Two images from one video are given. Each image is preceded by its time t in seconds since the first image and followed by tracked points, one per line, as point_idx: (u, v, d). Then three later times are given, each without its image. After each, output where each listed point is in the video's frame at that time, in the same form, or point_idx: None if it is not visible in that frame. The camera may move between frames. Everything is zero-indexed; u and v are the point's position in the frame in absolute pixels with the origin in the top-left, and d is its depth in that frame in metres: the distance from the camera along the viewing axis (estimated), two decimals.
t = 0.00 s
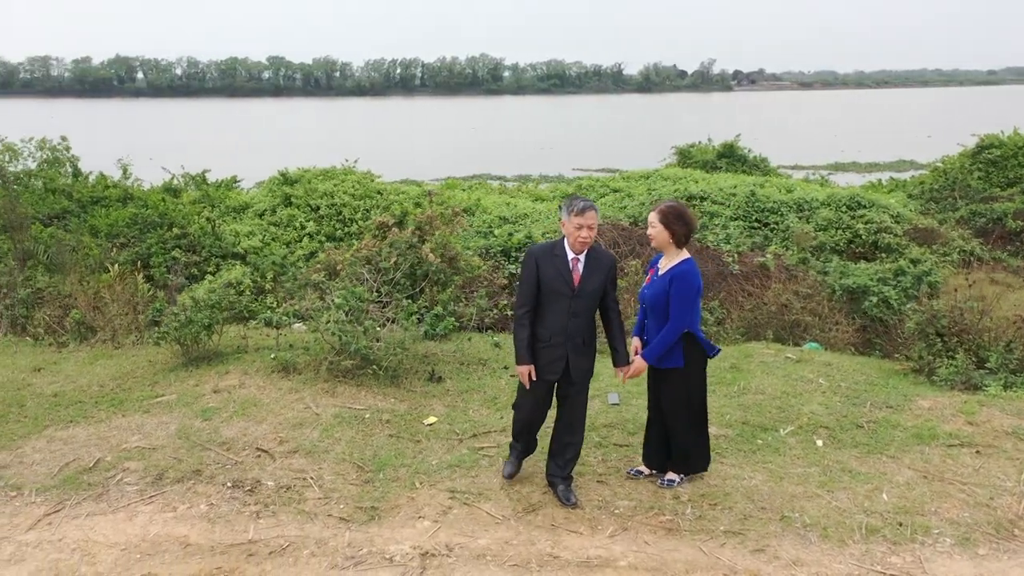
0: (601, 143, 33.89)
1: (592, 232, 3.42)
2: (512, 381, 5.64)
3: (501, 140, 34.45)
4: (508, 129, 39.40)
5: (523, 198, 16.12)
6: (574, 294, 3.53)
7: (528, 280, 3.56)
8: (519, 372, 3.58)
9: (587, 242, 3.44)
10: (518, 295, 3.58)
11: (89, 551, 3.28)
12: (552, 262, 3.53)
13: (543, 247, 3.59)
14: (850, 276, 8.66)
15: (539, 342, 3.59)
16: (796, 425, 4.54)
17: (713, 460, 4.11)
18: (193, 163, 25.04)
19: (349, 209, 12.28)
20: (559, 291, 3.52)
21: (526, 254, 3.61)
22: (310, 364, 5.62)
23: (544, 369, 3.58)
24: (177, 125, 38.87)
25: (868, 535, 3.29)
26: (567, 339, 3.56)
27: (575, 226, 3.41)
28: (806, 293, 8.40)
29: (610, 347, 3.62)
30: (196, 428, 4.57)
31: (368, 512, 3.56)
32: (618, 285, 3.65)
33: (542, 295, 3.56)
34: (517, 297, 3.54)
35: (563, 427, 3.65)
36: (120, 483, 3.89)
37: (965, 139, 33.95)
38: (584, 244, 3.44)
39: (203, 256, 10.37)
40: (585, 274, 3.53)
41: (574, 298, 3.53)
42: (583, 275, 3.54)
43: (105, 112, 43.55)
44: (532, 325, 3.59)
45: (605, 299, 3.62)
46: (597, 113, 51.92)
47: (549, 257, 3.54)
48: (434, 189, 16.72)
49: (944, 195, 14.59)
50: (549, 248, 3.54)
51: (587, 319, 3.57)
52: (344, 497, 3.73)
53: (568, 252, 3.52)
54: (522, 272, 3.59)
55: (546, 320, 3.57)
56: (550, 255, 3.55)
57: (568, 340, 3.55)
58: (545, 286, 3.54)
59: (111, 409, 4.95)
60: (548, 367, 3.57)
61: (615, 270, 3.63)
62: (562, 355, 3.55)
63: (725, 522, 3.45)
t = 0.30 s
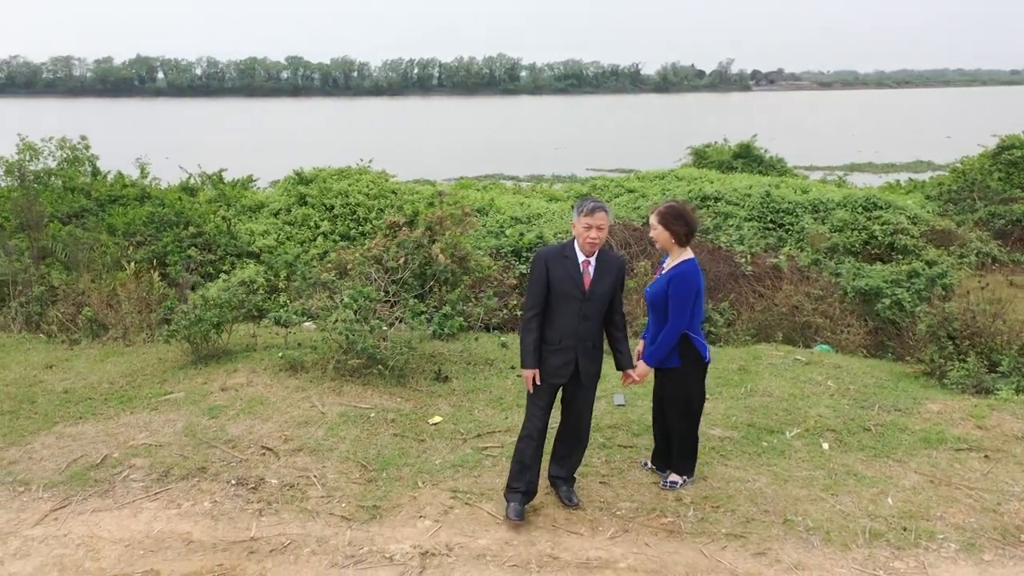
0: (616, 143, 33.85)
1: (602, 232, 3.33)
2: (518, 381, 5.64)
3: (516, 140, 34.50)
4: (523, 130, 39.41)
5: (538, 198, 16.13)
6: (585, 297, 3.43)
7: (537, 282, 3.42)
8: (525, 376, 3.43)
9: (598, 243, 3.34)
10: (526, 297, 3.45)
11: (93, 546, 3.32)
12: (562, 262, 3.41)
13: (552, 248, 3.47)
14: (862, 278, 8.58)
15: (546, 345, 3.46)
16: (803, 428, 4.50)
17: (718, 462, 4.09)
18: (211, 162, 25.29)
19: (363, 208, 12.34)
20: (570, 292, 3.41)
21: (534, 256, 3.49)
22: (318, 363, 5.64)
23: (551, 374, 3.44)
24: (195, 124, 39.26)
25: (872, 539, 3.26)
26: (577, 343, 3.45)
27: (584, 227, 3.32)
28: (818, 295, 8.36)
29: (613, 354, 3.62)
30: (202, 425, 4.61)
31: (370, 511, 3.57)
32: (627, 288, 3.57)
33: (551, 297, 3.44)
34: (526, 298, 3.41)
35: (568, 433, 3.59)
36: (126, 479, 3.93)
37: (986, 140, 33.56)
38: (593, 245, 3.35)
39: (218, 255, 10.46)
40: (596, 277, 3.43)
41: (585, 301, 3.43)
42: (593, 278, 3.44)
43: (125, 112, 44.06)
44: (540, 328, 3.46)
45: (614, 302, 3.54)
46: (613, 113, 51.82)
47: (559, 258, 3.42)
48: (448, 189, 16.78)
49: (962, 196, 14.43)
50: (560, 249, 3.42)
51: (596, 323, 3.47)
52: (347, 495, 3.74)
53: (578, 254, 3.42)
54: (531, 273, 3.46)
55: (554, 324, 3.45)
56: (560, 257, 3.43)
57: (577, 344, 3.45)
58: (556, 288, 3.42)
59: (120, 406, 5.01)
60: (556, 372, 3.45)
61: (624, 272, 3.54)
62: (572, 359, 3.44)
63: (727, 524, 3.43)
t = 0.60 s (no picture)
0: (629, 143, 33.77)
1: (601, 231, 3.32)
2: (521, 381, 5.63)
3: (532, 140, 34.58)
4: (536, 130, 39.39)
5: (549, 199, 16.12)
6: (590, 299, 3.42)
7: (540, 286, 3.40)
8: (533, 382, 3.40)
9: (598, 243, 3.34)
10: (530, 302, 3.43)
11: (94, 543, 3.35)
12: (565, 265, 3.40)
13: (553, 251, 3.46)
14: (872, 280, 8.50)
15: (552, 350, 3.44)
16: (806, 431, 4.47)
17: (720, 464, 4.07)
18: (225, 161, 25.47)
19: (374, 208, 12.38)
20: (574, 295, 3.40)
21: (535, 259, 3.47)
22: (322, 362, 5.65)
23: (558, 379, 3.42)
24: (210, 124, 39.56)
25: (873, 543, 3.24)
26: (584, 346, 3.43)
27: (584, 226, 3.31)
28: (827, 297, 8.33)
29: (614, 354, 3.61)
30: (206, 424, 4.64)
31: (369, 511, 3.58)
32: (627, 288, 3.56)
33: (555, 301, 3.42)
34: (530, 303, 3.38)
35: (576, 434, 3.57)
36: (129, 477, 3.96)
37: (1004, 141, 33.19)
38: (593, 244, 3.34)
39: (231, 254, 10.53)
40: (599, 279, 3.42)
41: (589, 304, 3.42)
42: (596, 280, 3.43)
43: (142, 112, 44.50)
44: (545, 332, 3.44)
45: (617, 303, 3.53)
46: (626, 113, 51.70)
47: (561, 261, 3.40)
48: (460, 189, 16.81)
49: (978, 198, 14.28)
50: (561, 252, 3.41)
51: (601, 325, 3.46)
52: (347, 495, 3.74)
53: (580, 256, 3.40)
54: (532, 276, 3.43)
55: (559, 328, 3.43)
56: (562, 260, 3.41)
57: (584, 347, 3.43)
58: (559, 292, 3.40)
59: (126, 404, 5.05)
60: (564, 377, 3.42)
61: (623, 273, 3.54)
62: (579, 363, 3.42)
63: (726, 527, 3.41)
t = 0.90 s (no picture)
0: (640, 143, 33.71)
1: (597, 230, 3.31)
2: (524, 381, 5.62)
3: (544, 140, 34.55)
4: (547, 130, 39.37)
5: (560, 199, 16.11)
6: (596, 302, 3.39)
7: (547, 297, 3.31)
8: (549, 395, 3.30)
9: (595, 244, 3.32)
10: (536, 315, 3.32)
11: (94, 539, 3.38)
12: (568, 273, 3.33)
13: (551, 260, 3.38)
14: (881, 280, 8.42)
15: (563, 359, 3.37)
16: (809, 432, 4.44)
17: (720, 465, 4.06)
18: (239, 160, 25.67)
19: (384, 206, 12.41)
20: (582, 301, 3.34)
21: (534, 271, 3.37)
22: (326, 361, 5.67)
23: (573, 387, 3.34)
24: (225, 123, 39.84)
25: (871, 546, 3.22)
26: (596, 350, 3.39)
27: (580, 226, 3.31)
28: (834, 298, 8.26)
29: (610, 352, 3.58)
30: (209, 422, 4.67)
31: (367, 509, 3.59)
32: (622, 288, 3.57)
33: (562, 309, 3.35)
34: (538, 316, 3.28)
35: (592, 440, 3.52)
36: (131, 473, 3.99)
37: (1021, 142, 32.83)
38: (589, 244, 3.32)
39: (242, 253, 10.60)
40: (601, 280, 3.40)
41: (596, 307, 3.39)
42: (598, 282, 3.41)
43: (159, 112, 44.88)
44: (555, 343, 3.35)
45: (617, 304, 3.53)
46: (639, 113, 51.57)
47: (562, 269, 3.33)
48: (471, 188, 16.84)
49: (993, 198, 14.14)
50: (561, 259, 3.34)
51: (608, 327, 3.44)
52: (346, 493, 3.76)
53: (580, 261, 3.35)
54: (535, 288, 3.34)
55: (568, 336, 3.37)
56: (563, 267, 3.35)
57: (597, 351, 3.39)
58: (566, 299, 3.33)
59: (131, 401, 5.09)
60: (581, 385, 3.35)
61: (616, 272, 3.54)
62: (594, 368, 3.38)
63: (725, 529, 3.39)
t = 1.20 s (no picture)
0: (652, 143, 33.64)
1: (597, 233, 3.22)
2: (527, 380, 5.63)
3: (556, 140, 34.52)
4: (559, 129, 39.34)
5: (570, 199, 16.09)
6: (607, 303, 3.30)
7: (561, 310, 3.16)
8: (580, 412, 3.15)
9: (596, 247, 3.22)
10: (553, 331, 3.16)
11: (95, 534, 3.41)
12: (575, 280, 3.20)
13: (554, 270, 3.23)
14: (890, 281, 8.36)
15: (583, 370, 3.24)
16: (810, 433, 4.42)
17: (720, 466, 4.04)
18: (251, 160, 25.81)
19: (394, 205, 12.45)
20: (595, 305, 3.23)
21: (539, 285, 3.21)
22: (330, 359, 5.69)
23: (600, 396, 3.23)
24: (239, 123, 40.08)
25: (870, 548, 3.20)
26: (613, 352, 3.31)
27: (581, 230, 3.20)
28: (842, 299, 8.21)
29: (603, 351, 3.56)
30: (212, 419, 4.70)
31: (366, 507, 3.60)
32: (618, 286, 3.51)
33: (577, 319, 3.21)
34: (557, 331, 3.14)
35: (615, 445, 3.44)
36: (133, 470, 4.03)
37: None
38: (591, 247, 3.22)
39: (253, 251, 10.66)
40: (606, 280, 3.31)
41: (607, 308, 3.30)
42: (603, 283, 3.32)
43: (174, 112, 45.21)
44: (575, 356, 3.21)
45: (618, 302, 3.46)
46: (652, 113, 51.42)
47: (569, 278, 3.19)
48: (481, 188, 16.87)
49: (1008, 199, 14.01)
50: (564, 267, 3.21)
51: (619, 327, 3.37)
52: (345, 490, 3.77)
53: (583, 266, 3.23)
54: (546, 303, 3.17)
55: (585, 344, 3.25)
56: (568, 276, 3.21)
57: (615, 353, 3.31)
58: (580, 307, 3.20)
59: (136, 398, 5.14)
60: (606, 391, 3.26)
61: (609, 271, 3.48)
62: (615, 371, 3.29)
63: (722, 529, 3.38)
